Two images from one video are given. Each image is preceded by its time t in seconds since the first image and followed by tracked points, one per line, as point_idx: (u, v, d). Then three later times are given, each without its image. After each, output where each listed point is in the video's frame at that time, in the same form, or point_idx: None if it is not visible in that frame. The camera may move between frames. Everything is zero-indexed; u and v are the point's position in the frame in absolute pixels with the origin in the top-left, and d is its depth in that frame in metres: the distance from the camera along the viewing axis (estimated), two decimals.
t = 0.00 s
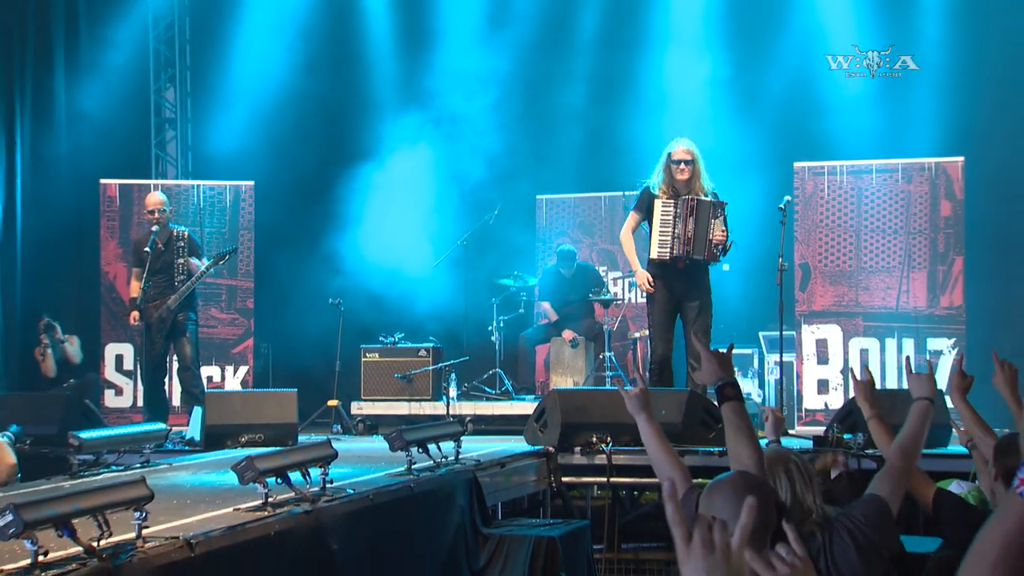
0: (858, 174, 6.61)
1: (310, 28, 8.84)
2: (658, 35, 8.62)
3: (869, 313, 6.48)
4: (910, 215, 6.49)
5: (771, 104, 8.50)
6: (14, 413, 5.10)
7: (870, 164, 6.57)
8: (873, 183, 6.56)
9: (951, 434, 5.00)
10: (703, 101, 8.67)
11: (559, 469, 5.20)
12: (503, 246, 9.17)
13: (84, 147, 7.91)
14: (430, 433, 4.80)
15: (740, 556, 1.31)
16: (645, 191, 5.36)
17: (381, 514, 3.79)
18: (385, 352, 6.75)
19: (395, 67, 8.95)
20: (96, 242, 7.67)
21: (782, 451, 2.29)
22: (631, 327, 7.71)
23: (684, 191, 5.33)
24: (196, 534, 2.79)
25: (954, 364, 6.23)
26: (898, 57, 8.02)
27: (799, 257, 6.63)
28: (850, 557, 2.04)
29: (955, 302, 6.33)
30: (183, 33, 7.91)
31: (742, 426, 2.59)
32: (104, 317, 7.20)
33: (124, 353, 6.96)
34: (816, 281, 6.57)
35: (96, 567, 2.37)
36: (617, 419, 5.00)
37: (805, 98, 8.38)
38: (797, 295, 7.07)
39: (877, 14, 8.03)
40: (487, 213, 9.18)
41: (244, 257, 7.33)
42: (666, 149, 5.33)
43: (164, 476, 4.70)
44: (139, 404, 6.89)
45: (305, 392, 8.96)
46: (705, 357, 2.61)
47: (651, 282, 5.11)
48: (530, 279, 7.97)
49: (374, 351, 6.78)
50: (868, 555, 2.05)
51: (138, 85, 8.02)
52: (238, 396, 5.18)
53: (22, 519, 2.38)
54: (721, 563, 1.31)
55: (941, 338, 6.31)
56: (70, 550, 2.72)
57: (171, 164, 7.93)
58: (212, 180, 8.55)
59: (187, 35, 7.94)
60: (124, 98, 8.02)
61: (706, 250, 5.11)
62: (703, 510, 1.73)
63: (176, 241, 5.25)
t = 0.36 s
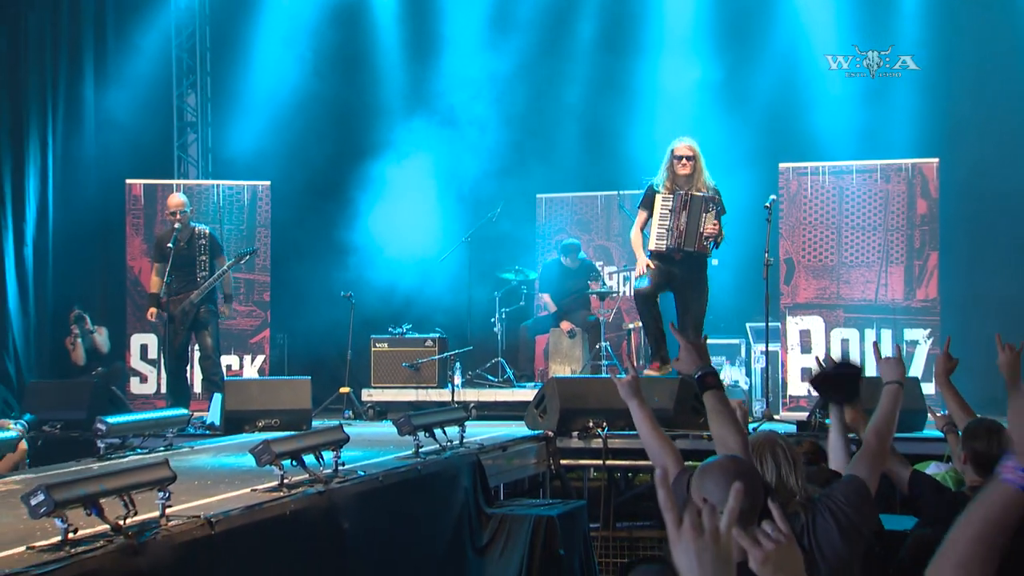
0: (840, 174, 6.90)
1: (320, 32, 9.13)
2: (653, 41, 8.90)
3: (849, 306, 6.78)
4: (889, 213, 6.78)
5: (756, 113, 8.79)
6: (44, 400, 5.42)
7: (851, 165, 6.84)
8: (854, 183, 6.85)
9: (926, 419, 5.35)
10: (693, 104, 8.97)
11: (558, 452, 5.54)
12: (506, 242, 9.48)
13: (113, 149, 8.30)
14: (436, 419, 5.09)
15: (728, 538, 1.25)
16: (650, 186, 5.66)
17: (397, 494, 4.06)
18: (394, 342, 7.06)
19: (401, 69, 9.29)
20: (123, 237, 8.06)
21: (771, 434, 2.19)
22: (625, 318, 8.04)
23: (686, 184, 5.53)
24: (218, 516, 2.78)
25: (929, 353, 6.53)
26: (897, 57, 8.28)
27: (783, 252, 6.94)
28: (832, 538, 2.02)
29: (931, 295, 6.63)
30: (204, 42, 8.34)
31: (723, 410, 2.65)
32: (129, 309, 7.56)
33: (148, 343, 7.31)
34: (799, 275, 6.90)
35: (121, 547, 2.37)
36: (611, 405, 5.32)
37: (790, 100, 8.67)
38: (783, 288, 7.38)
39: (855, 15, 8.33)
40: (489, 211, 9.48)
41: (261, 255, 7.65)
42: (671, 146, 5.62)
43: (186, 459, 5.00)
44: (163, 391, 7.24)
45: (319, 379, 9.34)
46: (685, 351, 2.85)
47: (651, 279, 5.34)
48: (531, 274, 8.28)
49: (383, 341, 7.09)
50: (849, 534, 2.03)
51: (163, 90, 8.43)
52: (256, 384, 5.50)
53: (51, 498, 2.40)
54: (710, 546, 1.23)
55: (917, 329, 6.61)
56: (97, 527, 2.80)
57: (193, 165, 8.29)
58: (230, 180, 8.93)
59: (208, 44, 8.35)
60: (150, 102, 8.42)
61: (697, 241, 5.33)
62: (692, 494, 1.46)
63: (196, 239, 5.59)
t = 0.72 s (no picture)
0: (822, 175, 7.21)
1: (328, 40, 9.56)
2: (647, 48, 9.21)
3: (831, 299, 7.07)
4: (869, 211, 7.08)
5: (744, 116, 9.09)
6: (71, 388, 5.74)
7: (833, 165, 7.16)
8: (836, 183, 7.15)
9: (905, 407, 5.63)
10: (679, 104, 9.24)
11: (556, 437, 5.79)
12: (507, 237, 9.76)
13: (136, 149, 8.65)
14: (442, 406, 5.38)
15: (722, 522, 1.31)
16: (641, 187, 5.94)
17: (409, 475, 4.36)
18: (401, 333, 7.37)
19: (408, 75, 9.68)
20: (144, 233, 8.42)
21: (775, 419, 2.41)
22: (621, 311, 8.34)
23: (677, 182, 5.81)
24: (235, 497, 2.96)
25: (908, 344, 6.85)
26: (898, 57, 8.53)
27: (770, 249, 7.22)
28: (826, 521, 2.23)
29: (909, 288, 6.95)
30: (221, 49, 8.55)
31: (722, 401, 2.91)
32: (149, 303, 7.91)
33: (167, 334, 7.65)
34: (784, 270, 7.17)
35: (143, 527, 2.51)
36: (609, 392, 5.65)
37: (776, 101, 8.97)
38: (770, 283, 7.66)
39: (837, 20, 8.73)
40: (491, 208, 9.80)
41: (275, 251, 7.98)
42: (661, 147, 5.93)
43: (204, 444, 5.29)
44: (183, 379, 7.56)
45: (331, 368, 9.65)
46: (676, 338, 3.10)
47: (652, 272, 5.59)
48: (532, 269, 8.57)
49: (391, 332, 7.40)
50: (841, 517, 2.24)
51: (182, 93, 8.73)
52: (270, 373, 5.81)
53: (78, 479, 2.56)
54: (704, 527, 1.29)
55: (896, 321, 6.93)
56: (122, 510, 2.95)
57: (212, 166, 8.60)
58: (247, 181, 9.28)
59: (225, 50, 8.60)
60: (170, 104, 8.71)
61: (689, 239, 5.60)
62: (685, 473, 1.78)
63: (213, 237, 5.89)
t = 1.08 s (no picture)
0: (807, 175, 7.49)
1: (337, 50, 9.95)
2: (643, 52, 9.60)
3: (816, 294, 7.37)
4: (851, 210, 7.40)
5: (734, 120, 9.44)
6: (95, 377, 6.06)
7: (817, 167, 7.46)
8: (820, 184, 7.44)
9: (885, 395, 5.93)
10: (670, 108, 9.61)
11: (555, 425, 6.08)
12: (510, 236, 10.14)
13: (156, 150, 9.02)
14: (446, 394, 5.69)
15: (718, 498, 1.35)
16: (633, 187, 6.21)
17: (417, 459, 4.68)
18: (408, 325, 7.69)
19: (414, 84, 10.07)
20: (164, 230, 8.81)
21: (775, 405, 2.58)
22: (616, 305, 8.65)
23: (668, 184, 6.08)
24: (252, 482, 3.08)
25: (889, 336, 7.17)
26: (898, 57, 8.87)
27: (758, 245, 7.53)
28: (822, 503, 2.46)
29: (889, 283, 7.27)
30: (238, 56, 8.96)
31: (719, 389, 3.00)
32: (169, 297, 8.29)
33: (187, 327, 8.02)
34: (771, 266, 7.48)
35: (164, 508, 2.63)
36: (606, 380, 6.00)
37: (766, 105, 9.33)
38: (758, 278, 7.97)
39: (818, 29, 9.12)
40: (495, 207, 10.18)
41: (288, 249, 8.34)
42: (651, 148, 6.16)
43: (221, 430, 5.60)
44: (201, 369, 7.90)
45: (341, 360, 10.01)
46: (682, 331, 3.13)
47: (643, 269, 5.91)
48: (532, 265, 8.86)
49: (398, 324, 7.71)
50: (835, 500, 2.47)
51: (199, 98, 9.07)
52: (283, 363, 6.13)
53: (100, 463, 2.72)
54: (701, 511, 1.34)
55: (877, 313, 7.27)
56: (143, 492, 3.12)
57: (229, 168, 8.98)
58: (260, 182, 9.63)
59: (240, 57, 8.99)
60: (189, 109, 9.07)
61: (681, 241, 5.92)
62: (682, 456, 1.90)
63: (228, 235, 6.21)
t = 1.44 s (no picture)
0: (795, 175, 7.80)
1: (346, 56, 10.30)
2: (638, 56, 10.02)
3: (803, 288, 7.68)
4: (837, 208, 7.68)
5: (726, 121, 9.82)
6: (118, 366, 6.40)
7: (805, 167, 7.77)
8: (807, 183, 7.76)
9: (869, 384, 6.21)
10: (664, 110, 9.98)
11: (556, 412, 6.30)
12: (513, 231, 10.51)
13: (176, 150, 9.55)
14: (451, 383, 5.98)
15: (711, 482, 1.45)
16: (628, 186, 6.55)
17: (422, 445, 4.92)
18: (415, 318, 8.00)
19: (421, 91, 10.44)
20: (182, 227, 9.19)
21: (774, 394, 2.74)
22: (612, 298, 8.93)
23: (662, 185, 6.43)
24: (266, 466, 3.17)
25: (874, 328, 7.44)
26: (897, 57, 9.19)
27: (748, 242, 7.82)
28: (814, 487, 2.60)
29: (872, 277, 7.57)
30: (252, 61, 9.56)
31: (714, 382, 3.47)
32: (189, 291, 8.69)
33: (205, 318, 8.43)
34: (760, 261, 7.78)
35: (184, 490, 2.68)
36: (602, 370, 6.27)
37: (755, 106, 9.70)
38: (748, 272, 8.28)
39: (805, 33, 9.53)
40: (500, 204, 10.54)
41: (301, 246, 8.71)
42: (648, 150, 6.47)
43: (237, 417, 5.93)
44: (218, 358, 8.31)
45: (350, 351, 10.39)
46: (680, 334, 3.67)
47: (638, 264, 6.20)
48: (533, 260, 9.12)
49: (405, 317, 8.02)
50: (826, 483, 2.62)
51: (217, 102, 9.65)
52: (296, 353, 6.46)
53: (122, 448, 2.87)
54: (696, 491, 1.43)
55: (862, 306, 7.55)
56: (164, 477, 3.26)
57: (244, 167, 9.53)
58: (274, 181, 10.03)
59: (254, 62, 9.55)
60: (206, 113, 9.63)
61: (673, 241, 6.25)
62: (686, 439, 2.13)
63: (245, 232, 6.57)
